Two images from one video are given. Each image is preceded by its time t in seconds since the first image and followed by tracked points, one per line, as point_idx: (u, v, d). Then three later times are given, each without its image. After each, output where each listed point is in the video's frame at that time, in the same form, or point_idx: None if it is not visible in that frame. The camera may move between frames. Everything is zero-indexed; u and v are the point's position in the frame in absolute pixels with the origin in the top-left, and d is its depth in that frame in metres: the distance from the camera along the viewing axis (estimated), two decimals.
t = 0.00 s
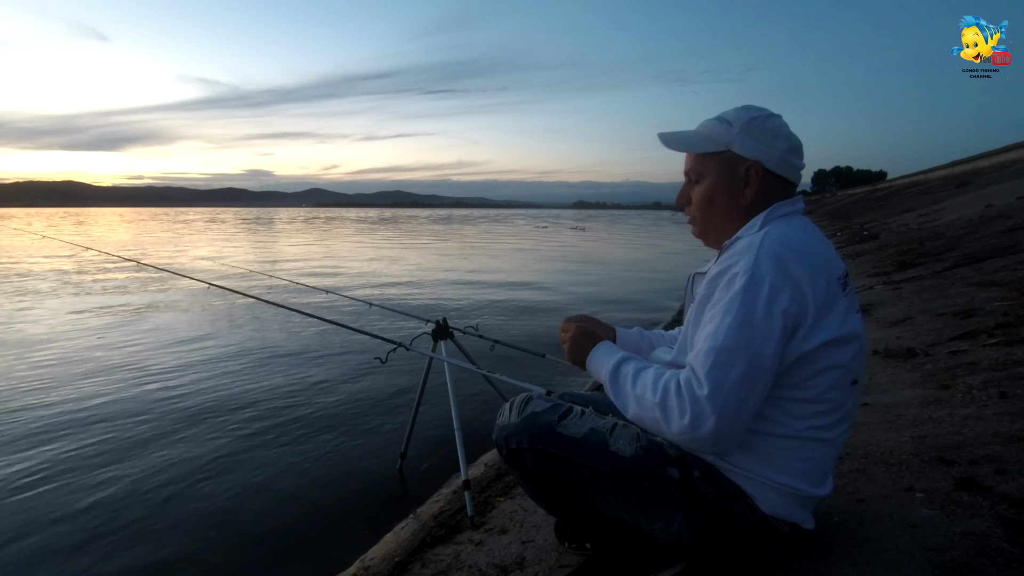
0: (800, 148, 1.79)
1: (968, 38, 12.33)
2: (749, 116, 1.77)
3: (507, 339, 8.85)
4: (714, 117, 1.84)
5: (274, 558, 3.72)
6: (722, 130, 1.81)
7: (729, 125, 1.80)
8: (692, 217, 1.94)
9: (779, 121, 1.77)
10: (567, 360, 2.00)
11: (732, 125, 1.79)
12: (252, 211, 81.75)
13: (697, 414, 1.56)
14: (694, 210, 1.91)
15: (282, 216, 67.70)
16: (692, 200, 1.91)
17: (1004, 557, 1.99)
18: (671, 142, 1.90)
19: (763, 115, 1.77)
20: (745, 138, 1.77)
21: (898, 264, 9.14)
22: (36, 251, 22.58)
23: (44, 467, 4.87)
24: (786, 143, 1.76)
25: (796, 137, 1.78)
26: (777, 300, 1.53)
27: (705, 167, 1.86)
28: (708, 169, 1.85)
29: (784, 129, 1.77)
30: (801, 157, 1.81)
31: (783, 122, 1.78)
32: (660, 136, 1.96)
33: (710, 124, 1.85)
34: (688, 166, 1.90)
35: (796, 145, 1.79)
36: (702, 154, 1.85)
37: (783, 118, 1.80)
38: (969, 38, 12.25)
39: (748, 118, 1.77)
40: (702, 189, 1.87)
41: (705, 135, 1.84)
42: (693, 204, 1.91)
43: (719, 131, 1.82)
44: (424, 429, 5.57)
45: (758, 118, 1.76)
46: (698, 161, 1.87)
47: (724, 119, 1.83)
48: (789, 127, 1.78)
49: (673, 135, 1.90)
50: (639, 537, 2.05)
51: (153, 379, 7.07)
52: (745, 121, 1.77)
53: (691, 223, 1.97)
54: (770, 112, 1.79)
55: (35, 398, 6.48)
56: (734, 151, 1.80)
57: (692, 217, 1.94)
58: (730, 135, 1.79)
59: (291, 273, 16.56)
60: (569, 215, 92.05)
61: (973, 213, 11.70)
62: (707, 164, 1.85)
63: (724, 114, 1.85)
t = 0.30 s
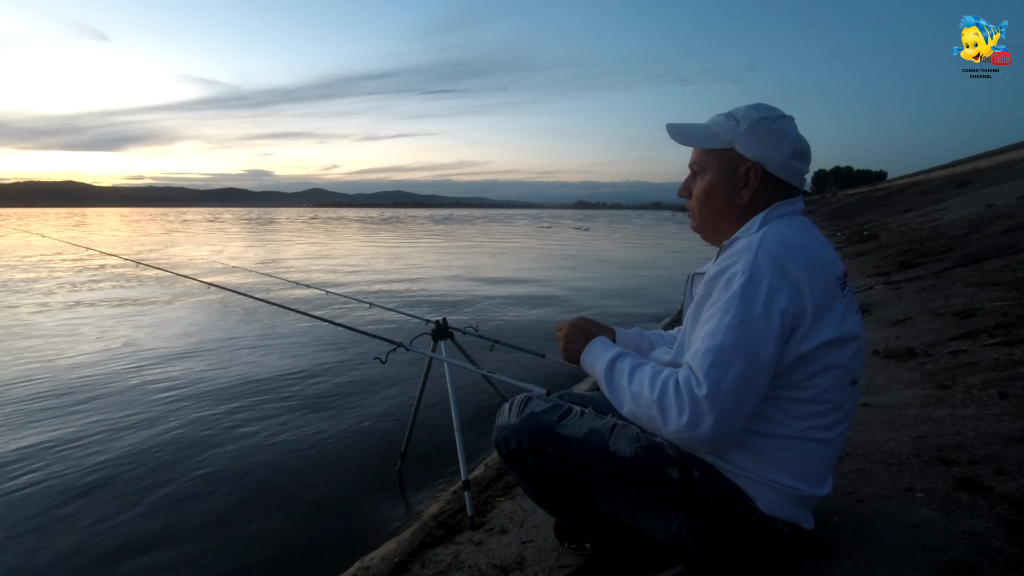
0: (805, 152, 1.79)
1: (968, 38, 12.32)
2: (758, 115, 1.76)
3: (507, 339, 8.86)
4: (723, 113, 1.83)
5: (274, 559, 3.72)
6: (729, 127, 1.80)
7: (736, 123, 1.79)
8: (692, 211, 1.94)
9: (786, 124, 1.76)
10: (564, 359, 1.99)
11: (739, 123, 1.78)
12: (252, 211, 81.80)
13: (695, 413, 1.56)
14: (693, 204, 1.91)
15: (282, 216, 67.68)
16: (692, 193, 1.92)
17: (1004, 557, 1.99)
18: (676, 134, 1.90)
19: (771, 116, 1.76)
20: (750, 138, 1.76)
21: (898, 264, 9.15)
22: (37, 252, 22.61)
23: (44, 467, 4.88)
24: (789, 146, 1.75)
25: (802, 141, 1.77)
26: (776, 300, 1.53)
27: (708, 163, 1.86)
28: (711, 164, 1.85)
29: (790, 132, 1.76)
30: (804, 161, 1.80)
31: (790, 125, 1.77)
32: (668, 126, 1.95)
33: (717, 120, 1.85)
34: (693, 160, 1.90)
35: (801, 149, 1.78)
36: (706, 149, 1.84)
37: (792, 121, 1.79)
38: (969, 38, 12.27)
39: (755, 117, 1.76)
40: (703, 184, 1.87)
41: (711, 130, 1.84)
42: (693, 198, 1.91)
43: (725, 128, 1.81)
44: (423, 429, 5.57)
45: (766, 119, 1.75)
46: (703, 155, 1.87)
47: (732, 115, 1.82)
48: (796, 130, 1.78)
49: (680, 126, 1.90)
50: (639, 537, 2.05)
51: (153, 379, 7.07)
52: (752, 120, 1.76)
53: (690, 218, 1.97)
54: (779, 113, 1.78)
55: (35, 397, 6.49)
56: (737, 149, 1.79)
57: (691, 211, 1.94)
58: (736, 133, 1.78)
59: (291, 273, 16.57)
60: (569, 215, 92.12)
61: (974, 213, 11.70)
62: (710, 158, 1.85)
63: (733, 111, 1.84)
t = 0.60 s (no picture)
0: (806, 153, 1.79)
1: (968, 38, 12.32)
2: (760, 115, 1.76)
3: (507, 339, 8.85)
4: (726, 112, 1.83)
5: (274, 559, 3.72)
6: (731, 126, 1.79)
7: (738, 122, 1.78)
8: (692, 210, 1.94)
9: (788, 124, 1.76)
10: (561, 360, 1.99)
11: (741, 122, 1.78)
12: (252, 211, 81.82)
13: (694, 413, 1.55)
14: (693, 202, 1.91)
15: (281, 216, 67.68)
16: (692, 191, 1.91)
17: (1004, 557, 1.99)
18: (678, 131, 1.90)
19: (774, 116, 1.76)
20: (752, 137, 1.76)
21: (899, 264, 9.15)
22: (37, 252, 22.62)
23: (44, 468, 4.87)
24: (790, 146, 1.75)
25: (804, 141, 1.77)
26: (775, 301, 1.53)
27: (709, 162, 1.86)
28: (712, 163, 1.85)
29: (792, 132, 1.76)
30: (805, 161, 1.80)
31: (792, 125, 1.77)
32: (670, 124, 1.95)
33: (719, 118, 1.84)
34: (694, 158, 1.90)
35: (802, 149, 1.78)
36: (707, 147, 1.84)
37: (794, 121, 1.79)
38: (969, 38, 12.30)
39: (758, 117, 1.76)
40: (703, 183, 1.87)
41: (713, 129, 1.84)
42: (693, 196, 1.91)
43: (727, 126, 1.81)
44: (423, 429, 5.56)
45: (767, 119, 1.75)
46: (703, 153, 1.87)
47: (734, 114, 1.82)
48: (798, 130, 1.78)
49: (682, 124, 1.90)
50: (639, 537, 2.05)
51: (153, 379, 7.07)
52: (754, 119, 1.76)
53: (690, 217, 1.97)
54: (781, 113, 1.78)
55: (34, 397, 6.48)
56: (739, 149, 1.79)
57: (691, 210, 1.94)
58: (738, 132, 1.78)
59: (292, 273, 16.57)
60: (570, 215, 92.11)
61: (974, 213, 11.70)
62: (711, 157, 1.85)
63: (736, 109, 1.84)
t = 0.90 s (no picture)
0: (805, 155, 1.78)
1: (968, 38, 12.33)
2: (760, 116, 1.75)
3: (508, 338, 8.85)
4: (726, 111, 1.82)
5: (274, 558, 3.71)
6: (731, 126, 1.79)
7: (738, 122, 1.78)
8: (688, 209, 1.94)
9: (787, 126, 1.76)
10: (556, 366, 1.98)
11: (741, 122, 1.77)
12: (252, 211, 81.83)
13: (695, 418, 1.55)
14: (690, 201, 1.91)
15: (281, 216, 67.74)
16: (690, 190, 1.91)
17: (1004, 557, 1.98)
18: (678, 129, 1.89)
19: (774, 118, 1.76)
20: (751, 138, 1.76)
21: (899, 264, 9.14)
22: (37, 251, 22.59)
23: (43, 466, 4.86)
24: (790, 149, 1.75)
25: (803, 144, 1.77)
26: (773, 303, 1.52)
27: (707, 162, 1.85)
28: (710, 162, 1.85)
29: (792, 134, 1.76)
30: (804, 164, 1.80)
31: (792, 128, 1.76)
32: (669, 121, 1.95)
33: (720, 117, 1.84)
34: (693, 156, 1.89)
35: (801, 152, 1.78)
36: (706, 147, 1.84)
37: (794, 123, 1.79)
38: (970, 38, 12.30)
39: (758, 118, 1.75)
40: (701, 182, 1.87)
41: (713, 127, 1.83)
42: (690, 195, 1.91)
43: (727, 126, 1.80)
44: (423, 428, 5.56)
45: (768, 119, 1.75)
46: (702, 152, 1.86)
47: (735, 113, 1.81)
48: (798, 132, 1.77)
49: (682, 122, 1.89)
50: (639, 537, 2.05)
51: (153, 377, 7.06)
52: (754, 120, 1.75)
53: (686, 215, 1.97)
54: (782, 114, 1.77)
55: (33, 396, 6.47)
56: (737, 149, 1.79)
57: (688, 209, 1.94)
58: (737, 133, 1.77)
59: (292, 273, 16.57)
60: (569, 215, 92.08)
61: (974, 214, 11.70)
62: (709, 156, 1.84)
63: (737, 108, 1.83)
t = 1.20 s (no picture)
0: (801, 155, 1.78)
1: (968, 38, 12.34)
2: (756, 115, 1.75)
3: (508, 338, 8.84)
4: (721, 111, 1.82)
5: (273, 558, 3.70)
6: (727, 126, 1.78)
7: (734, 122, 1.77)
8: (684, 209, 1.93)
9: (784, 125, 1.75)
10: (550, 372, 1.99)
11: (737, 122, 1.77)
12: (252, 211, 81.89)
13: (703, 426, 1.55)
14: (686, 201, 1.90)
15: (282, 216, 67.73)
16: (686, 190, 1.90)
17: (1006, 557, 1.98)
18: (674, 129, 1.88)
19: (769, 117, 1.75)
20: (747, 138, 1.75)
21: (900, 264, 9.13)
22: (37, 252, 22.56)
23: (43, 468, 4.85)
24: (786, 149, 1.74)
25: (799, 143, 1.77)
26: (775, 306, 1.52)
27: (702, 161, 1.85)
28: (707, 162, 1.84)
29: (788, 134, 1.75)
30: (800, 164, 1.79)
31: (788, 127, 1.76)
32: (664, 121, 1.94)
33: (716, 116, 1.83)
34: (689, 156, 1.89)
35: (798, 151, 1.77)
36: (702, 147, 1.83)
37: (789, 123, 1.78)
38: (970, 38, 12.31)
39: (754, 117, 1.75)
40: (697, 182, 1.86)
41: (709, 127, 1.82)
42: (686, 195, 1.90)
43: (723, 126, 1.79)
44: (423, 428, 5.55)
45: (764, 119, 1.74)
46: (699, 152, 1.86)
47: (731, 113, 1.80)
48: (794, 132, 1.77)
49: (678, 122, 1.89)
50: (639, 537, 2.04)
51: (152, 377, 7.05)
52: (750, 120, 1.75)
53: (683, 216, 1.96)
54: (778, 114, 1.76)
55: (33, 396, 6.46)
56: (733, 149, 1.78)
57: (684, 209, 1.94)
58: (733, 133, 1.77)
59: (292, 273, 16.56)
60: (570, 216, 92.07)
61: (974, 213, 11.69)
62: (706, 157, 1.84)
63: (733, 108, 1.82)
